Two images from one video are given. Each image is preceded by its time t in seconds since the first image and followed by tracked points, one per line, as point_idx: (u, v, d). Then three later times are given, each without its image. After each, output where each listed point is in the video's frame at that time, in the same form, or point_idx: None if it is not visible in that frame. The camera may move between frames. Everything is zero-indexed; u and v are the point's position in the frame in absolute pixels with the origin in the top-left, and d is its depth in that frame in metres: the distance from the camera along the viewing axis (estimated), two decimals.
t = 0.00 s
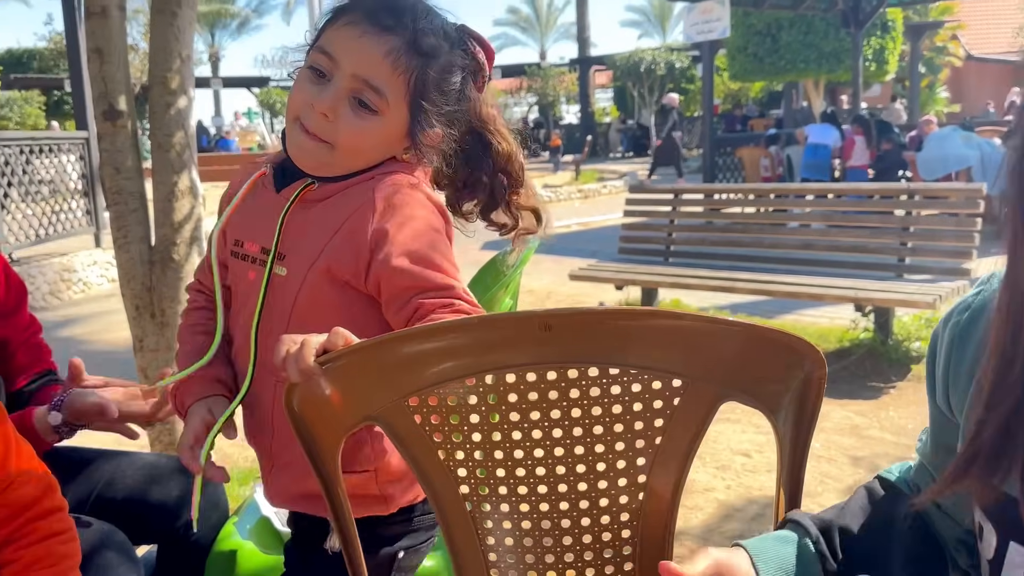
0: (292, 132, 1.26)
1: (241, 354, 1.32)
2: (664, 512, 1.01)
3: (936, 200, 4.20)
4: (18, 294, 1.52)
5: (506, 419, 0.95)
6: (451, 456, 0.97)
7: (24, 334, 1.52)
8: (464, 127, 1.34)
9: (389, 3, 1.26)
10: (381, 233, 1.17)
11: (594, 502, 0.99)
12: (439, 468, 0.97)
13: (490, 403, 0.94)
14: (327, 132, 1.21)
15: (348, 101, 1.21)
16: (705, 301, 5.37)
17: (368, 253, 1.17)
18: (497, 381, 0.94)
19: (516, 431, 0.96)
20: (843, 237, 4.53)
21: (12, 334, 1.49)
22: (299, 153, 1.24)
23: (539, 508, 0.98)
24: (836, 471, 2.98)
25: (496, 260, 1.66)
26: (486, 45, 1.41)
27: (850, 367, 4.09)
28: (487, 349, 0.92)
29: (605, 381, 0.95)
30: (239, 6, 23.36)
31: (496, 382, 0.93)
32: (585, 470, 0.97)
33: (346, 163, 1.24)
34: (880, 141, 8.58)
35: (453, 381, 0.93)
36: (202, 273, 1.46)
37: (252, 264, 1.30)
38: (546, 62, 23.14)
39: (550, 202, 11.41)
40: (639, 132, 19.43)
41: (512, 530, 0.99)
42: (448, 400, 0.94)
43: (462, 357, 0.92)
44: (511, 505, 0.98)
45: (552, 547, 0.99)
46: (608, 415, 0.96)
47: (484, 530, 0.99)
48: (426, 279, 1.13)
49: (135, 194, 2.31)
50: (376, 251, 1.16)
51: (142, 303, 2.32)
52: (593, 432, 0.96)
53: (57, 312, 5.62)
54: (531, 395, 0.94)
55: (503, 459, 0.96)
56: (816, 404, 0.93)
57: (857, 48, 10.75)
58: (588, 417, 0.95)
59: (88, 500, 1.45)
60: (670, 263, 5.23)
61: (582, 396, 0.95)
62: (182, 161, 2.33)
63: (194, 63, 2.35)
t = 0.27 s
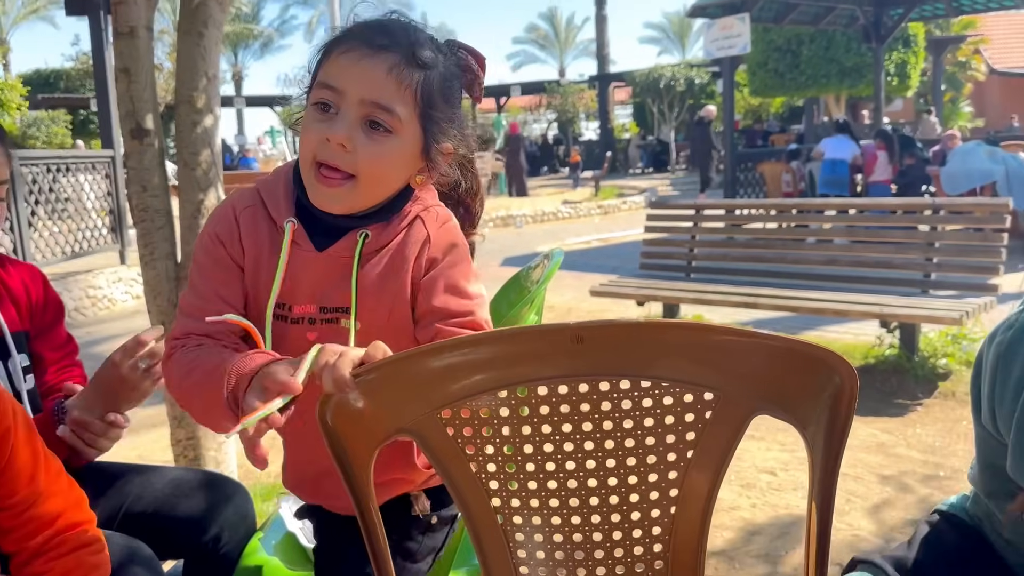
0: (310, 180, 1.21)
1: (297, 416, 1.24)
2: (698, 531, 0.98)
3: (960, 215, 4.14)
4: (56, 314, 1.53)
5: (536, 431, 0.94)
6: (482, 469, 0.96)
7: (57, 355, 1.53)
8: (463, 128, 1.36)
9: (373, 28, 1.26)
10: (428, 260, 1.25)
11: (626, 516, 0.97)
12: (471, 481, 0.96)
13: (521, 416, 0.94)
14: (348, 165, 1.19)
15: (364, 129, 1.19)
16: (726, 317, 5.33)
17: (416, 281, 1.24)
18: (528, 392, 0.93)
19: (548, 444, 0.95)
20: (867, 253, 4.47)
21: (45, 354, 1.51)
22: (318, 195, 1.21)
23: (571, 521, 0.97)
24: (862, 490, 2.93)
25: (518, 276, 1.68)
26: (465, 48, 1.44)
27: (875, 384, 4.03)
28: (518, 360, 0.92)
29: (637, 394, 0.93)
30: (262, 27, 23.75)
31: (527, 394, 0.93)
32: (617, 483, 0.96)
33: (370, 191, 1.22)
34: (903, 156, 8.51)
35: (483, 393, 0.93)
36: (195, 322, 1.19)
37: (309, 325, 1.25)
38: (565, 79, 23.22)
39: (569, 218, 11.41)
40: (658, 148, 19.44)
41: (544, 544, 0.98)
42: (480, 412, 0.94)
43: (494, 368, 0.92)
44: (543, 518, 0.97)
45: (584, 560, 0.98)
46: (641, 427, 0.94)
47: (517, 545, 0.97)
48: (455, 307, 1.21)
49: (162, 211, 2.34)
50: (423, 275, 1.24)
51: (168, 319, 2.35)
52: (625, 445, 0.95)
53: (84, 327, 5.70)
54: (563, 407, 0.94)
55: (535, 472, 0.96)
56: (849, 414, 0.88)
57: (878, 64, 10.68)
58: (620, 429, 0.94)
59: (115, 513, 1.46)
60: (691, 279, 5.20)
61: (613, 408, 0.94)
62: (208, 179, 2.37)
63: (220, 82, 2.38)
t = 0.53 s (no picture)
0: (331, 182, 1.21)
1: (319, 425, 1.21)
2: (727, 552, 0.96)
3: (981, 228, 4.09)
4: (83, 335, 1.55)
5: (565, 449, 0.93)
6: (510, 486, 0.95)
7: (83, 375, 1.53)
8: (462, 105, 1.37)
9: (360, 18, 1.26)
10: (458, 267, 1.23)
11: (656, 538, 0.95)
12: (498, 498, 0.95)
13: (550, 434, 0.92)
14: (364, 153, 1.18)
15: (373, 115, 1.19)
16: (745, 331, 5.29)
17: (447, 287, 1.22)
18: (557, 410, 0.91)
19: (578, 462, 0.93)
20: (888, 267, 4.42)
21: (72, 374, 1.51)
22: (344, 195, 1.21)
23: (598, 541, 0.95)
24: (888, 508, 2.88)
25: (539, 290, 1.65)
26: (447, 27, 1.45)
27: (898, 400, 3.97)
28: (545, 378, 0.89)
29: (668, 414, 0.91)
30: (280, 42, 24.02)
31: (555, 412, 0.91)
32: (646, 504, 0.94)
33: (389, 177, 1.22)
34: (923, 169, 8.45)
35: (511, 412, 0.91)
36: (223, 339, 1.18)
37: (333, 330, 1.21)
38: (581, 93, 23.28)
39: (585, 231, 11.41)
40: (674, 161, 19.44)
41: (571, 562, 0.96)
42: (509, 430, 0.92)
43: (521, 387, 0.90)
44: (570, 537, 0.95)
45: None
46: (672, 447, 0.92)
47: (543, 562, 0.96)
48: (480, 321, 1.18)
49: (183, 227, 2.35)
50: (454, 283, 1.23)
51: (189, 334, 2.36)
52: (655, 464, 0.93)
53: (105, 341, 5.75)
54: (593, 425, 0.91)
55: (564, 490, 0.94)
56: (884, 440, 0.87)
57: (896, 77, 10.63)
58: (651, 448, 0.92)
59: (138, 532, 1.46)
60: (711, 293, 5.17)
61: (644, 428, 0.91)
62: (229, 195, 2.38)
63: (241, 98, 2.40)
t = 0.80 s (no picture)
0: (340, 190, 1.20)
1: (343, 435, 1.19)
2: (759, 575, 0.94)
3: (998, 241, 4.03)
4: (109, 349, 1.51)
5: (594, 468, 0.91)
6: (537, 505, 0.93)
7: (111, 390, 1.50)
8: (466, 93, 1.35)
9: (347, 21, 1.26)
10: (488, 271, 1.21)
11: (687, 560, 0.93)
12: (526, 518, 0.93)
13: (578, 452, 0.90)
14: (365, 151, 1.16)
15: (370, 112, 1.18)
16: (760, 344, 5.24)
17: (477, 292, 1.20)
18: (585, 429, 0.89)
19: (606, 482, 0.92)
20: (905, 279, 4.36)
21: (100, 389, 1.47)
22: (354, 200, 1.20)
23: (628, 562, 0.93)
24: (909, 524, 2.83)
25: (556, 304, 1.65)
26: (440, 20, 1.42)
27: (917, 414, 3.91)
28: (572, 397, 0.87)
29: (699, 433, 0.89)
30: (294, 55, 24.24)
31: (584, 430, 0.89)
32: (677, 526, 0.92)
33: (394, 172, 1.20)
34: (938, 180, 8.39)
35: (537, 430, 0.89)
36: (242, 345, 1.17)
37: (356, 332, 1.19)
38: (592, 105, 23.32)
39: (597, 243, 11.38)
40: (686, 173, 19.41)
41: None
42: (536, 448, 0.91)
43: (547, 405, 0.88)
44: (599, 559, 0.93)
45: None
46: (703, 467, 0.90)
47: None
48: (512, 327, 1.16)
49: (198, 239, 2.35)
50: (483, 288, 1.20)
51: (203, 347, 2.35)
52: (686, 485, 0.91)
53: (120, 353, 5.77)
54: (621, 444, 0.89)
55: (592, 510, 0.92)
56: (923, 460, 0.85)
57: (910, 88, 10.57)
58: (681, 468, 0.90)
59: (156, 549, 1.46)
60: (726, 305, 5.13)
61: (674, 447, 0.89)
62: (245, 208, 2.38)
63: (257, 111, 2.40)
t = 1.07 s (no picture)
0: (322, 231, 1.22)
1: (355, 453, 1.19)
2: None
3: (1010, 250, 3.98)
4: (129, 365, 1.54)
5: (608, 486, 0.89)
6: (549, 523, 0.91)
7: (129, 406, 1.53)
8: (434, 109, 1.32)
9: (296, 65, 1.25)
10: (483, 293, 1.22)
11: None
12: (538, 536, 0.91)
13: (592, 469, 0.88)
14: (335, 195, 1.17)
15: (333, 155, 1.17)
16: (769, 354, 5.20)
17: (472, 312, 1.21)
18: (600, 446, 0.87)
19: (621, 500, 0.89)
20: (916, 289, 4.32)
21: (121, 404, 1.51)
22: (337, 240, 1.21)
23: None
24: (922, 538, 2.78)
25: (567, 314, 1.64)
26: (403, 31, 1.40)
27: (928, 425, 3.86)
28: (586, 413, 0.85)
29: (717, 449, 0.87)
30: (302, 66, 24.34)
31: (598, 447, 0.87)
32: (694, 545, 0.90)
33: (368, 210, 1.20)
34: (948, 189, 8.34)
35: (550, 447, 0.86)
36: (252, 368, 1.17)
37: (363, 355, 1.20)
38: (600, 115, 23.34)
39: (605, 252, 11.35)
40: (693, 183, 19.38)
41: None
42: (549, 465, 0.88)
43: (560, 421, 0.85)
44: None
45: None
46: (721, 484, 0.88)
47: None
48: (504, 346, 1.15)
49: (205, 250, 2.34)
50: (479, 308, 1.21)
51: (209, 357, 2.33)
52: (704, 502, 0.89)
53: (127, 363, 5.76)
54: (637, 461, 0.87)
55: (607, 529, 0.90)
56: (945, 477, 0.83)
57: (919, 97, 10.53)
58: (698, 484, 0.88)
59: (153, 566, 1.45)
60: (734, 315, 5.09)
61: (692, 464, 0.87)
62: (252, 218, 2.37)
63: (265, 121, 2.40)
